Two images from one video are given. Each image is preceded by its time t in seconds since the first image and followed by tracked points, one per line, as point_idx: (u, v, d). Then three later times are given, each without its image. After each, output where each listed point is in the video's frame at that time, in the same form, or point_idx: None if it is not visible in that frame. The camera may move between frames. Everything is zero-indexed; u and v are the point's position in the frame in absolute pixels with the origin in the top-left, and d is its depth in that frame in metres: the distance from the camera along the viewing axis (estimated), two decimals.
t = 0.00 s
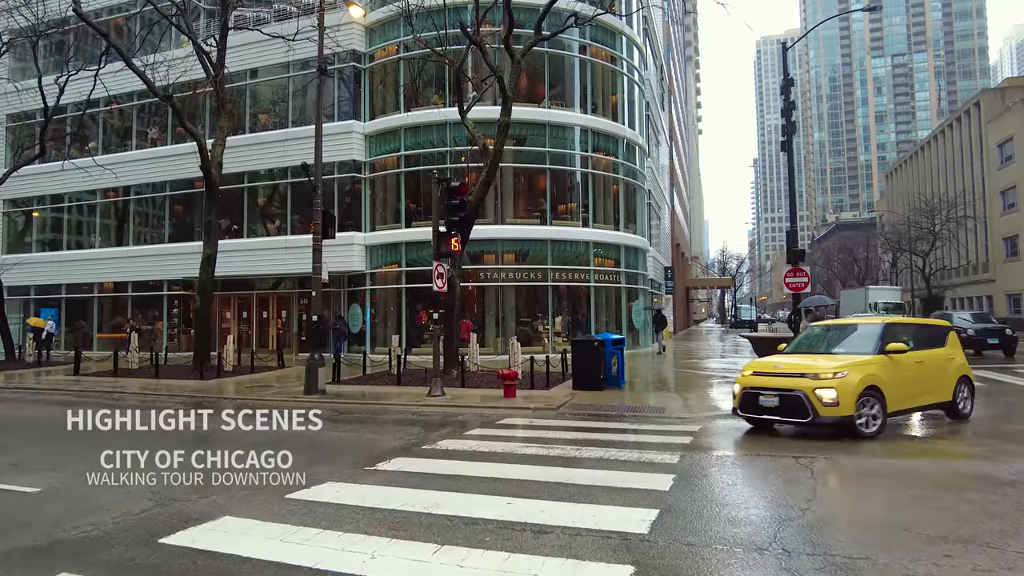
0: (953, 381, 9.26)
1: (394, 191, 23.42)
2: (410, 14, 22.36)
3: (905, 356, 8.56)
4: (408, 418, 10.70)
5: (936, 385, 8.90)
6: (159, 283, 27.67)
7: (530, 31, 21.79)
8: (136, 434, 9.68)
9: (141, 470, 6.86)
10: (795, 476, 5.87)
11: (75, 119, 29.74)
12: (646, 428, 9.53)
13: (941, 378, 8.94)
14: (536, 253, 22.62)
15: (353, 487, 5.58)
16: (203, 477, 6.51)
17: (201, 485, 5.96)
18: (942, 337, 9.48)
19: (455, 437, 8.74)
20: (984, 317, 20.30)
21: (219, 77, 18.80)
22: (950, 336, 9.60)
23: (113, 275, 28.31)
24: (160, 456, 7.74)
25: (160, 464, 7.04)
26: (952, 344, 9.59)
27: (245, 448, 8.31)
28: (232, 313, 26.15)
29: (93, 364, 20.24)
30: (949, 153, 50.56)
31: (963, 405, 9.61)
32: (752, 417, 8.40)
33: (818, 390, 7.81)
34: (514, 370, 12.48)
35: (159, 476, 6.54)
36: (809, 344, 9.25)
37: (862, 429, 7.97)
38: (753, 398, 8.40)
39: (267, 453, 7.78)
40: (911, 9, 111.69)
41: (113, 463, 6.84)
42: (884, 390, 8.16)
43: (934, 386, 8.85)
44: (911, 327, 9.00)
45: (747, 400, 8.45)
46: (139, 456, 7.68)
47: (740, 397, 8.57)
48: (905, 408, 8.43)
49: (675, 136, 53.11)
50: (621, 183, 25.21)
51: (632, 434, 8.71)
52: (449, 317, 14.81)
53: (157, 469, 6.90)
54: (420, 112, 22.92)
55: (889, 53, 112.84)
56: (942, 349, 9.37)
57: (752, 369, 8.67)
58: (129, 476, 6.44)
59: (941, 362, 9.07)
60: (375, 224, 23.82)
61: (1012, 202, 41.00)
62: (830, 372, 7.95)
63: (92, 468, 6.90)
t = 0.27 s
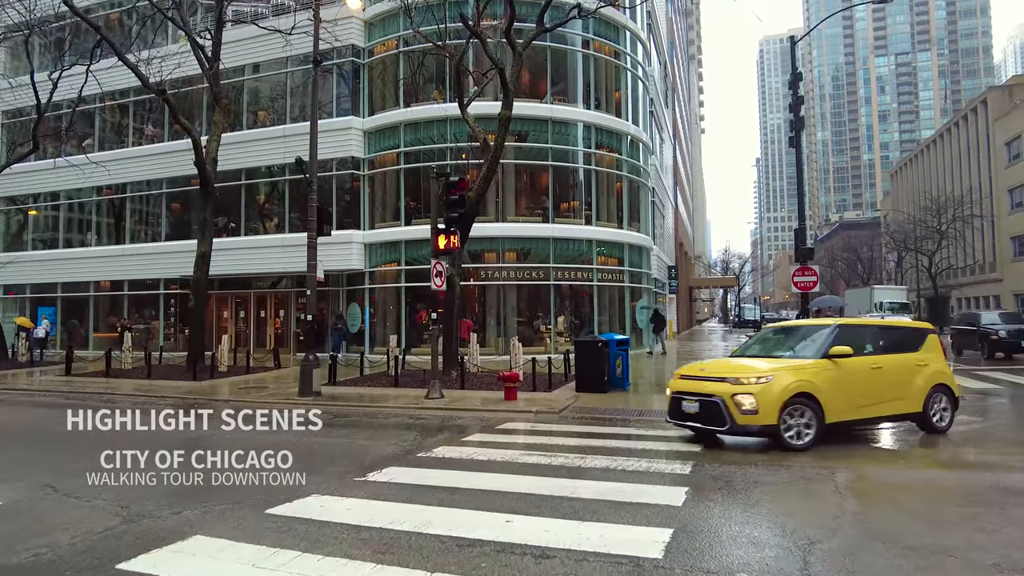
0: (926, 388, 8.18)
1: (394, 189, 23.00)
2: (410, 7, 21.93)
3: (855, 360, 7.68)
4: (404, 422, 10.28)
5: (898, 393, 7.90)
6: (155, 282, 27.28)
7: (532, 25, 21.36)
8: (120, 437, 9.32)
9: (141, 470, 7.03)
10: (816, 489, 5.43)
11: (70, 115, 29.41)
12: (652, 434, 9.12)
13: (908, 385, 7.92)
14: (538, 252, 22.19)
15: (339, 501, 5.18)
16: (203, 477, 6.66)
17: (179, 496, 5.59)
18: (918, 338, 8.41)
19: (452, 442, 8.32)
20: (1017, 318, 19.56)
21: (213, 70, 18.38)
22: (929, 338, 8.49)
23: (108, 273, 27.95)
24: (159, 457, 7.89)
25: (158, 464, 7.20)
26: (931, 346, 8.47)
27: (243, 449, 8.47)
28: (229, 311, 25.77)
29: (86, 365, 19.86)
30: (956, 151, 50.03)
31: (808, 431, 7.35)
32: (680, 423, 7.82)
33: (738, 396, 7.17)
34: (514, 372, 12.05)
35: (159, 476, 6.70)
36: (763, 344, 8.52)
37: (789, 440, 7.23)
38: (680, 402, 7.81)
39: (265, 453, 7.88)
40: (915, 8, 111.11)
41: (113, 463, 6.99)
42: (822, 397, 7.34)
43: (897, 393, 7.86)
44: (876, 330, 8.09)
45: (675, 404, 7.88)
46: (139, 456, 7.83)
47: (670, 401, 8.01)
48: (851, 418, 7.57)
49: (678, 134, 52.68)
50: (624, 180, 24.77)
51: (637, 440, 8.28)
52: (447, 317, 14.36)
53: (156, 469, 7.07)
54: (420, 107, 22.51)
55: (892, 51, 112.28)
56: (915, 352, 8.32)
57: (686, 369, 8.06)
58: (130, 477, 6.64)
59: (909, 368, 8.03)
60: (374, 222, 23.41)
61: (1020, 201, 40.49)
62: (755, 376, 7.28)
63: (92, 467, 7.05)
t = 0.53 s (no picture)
0: (878, 397, 7.25)
1: (392, 185, 22.58)
2: None
3: (778, 365, 6.94)
4: (398, 426, 9.83)
5: (836, 402, 7.05)
6: (150, 280, 26.90)
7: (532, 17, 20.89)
8: (103, 442, 8.94)
9: (141, 470, 7.05)
10: (840, 502, 4.96)
11: (64, 112, 29.09)
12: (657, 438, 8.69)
13: (848, 394, 7.05)
14: (539, 249, 21.75)
15: (318, 517, 4.75)
16: (203, 477, 6.63)
17: (147, 510, 5.18)
18: (873, 340, 7.48)
19: (446, 447, 7.88)
20: None
21: (206, 62, 17.93)
22: (889, 341, 7.51)
23: (103, 271, 27.58)
24: (160, 456, 7.87)
25: (161, 463, 7.23)
26: (891, 349, 7.50)
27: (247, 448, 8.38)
28: (226, 310, 25.39)
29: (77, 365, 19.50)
30: (963, 148, 49.44)
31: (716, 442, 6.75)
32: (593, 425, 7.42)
33: (633, 402, 6.68)
34: (514, 373, 11.61)
35: (160, 476, 6.71)
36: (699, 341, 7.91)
37: (688, 451, 6.66)
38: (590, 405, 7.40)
39: (266, 453, 7.81)
40: (919, 5, 110.46)
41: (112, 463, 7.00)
42: (731, 405, 6.70)
43: (833, 402, 7.02)
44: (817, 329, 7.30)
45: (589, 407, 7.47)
46: (139, 456, 7.80)
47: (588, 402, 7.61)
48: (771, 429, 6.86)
49: (681, 132, 52.21)
50: (627, 176, 24.31)
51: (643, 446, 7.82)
52: (445, 316, 13.91)
53: (158, 468, 7.10)
54: (418, 102, 22.09)
55: (896, 49, 111.63)
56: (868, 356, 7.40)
57: (602, 368, 7.57)
58: (131, 477, 6.68)
59: (852, 374, 7.14)
60: (372, 220, 22.99)
61: None
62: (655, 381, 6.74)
63: (92, 467, 7.08)
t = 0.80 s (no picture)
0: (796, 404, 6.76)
1: (391, 180, 22.14)
2: None
3: (677, 369, 6.60)
4: (394, 429, 9.43)
5: (744, 409, 6.62)
6: (147, 278, 26.53)
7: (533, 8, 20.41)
8: (86, 444, 8.57)
9: (141, 470, 7.02)
10: (870, 516, 4.54)
11: (59, 107, 28.73)
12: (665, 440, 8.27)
13: (758, 400, 6.64)
14: (541, 246, 21.32)
15: (299, 532, 4.34)
16: (202, 477, 6.60)
17: (117, 524, 4.79)
18: (796, 343, 6.98)
19: (443, 452, 7.47)
20: None
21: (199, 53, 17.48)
22: (816, 344, 6.98)
23: (99, 269, 27.21)
24: (160, 455, 7.80)
25: (163, 463, 7.22)
26: (819, 353, 6.98)
27: (247, 448, 8.35)
28: (223, 309, 25.03)
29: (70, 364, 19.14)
30: (971, 144, 48.84)
31: (600, 448, 6.47)
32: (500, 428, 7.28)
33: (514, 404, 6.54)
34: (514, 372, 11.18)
35: (159, 477, 6.68)
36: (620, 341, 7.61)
37: (570, 457, 6.44)
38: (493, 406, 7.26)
39: (266, 453, 7.75)
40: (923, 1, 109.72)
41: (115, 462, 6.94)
42: (617, 409, 6.44)
43: (739, 408, 6.61)
44: (729, 328, 6.90)
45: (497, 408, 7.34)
46: (139, 455, 7.71)
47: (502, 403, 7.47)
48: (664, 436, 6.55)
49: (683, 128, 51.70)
50: (631, 172, 23.86)
51: (652, 451, 7.40)
52: (444, 315, 13.49)
53: (158, 468, 7.07)
54: (418, 96, 21.65)
55: (899, 46, 110.91)
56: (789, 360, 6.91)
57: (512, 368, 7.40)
58: (130, 477, 6.66)
59: (763, 378, 6.69)
60: (371, 216, 22.57)
61: None
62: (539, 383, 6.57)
63: (92, 467, 7.03)
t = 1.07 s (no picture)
0: (690, 413, 6.16)
1: (390, 177, 21.71)
2: None
3: (552, 373, 6.18)
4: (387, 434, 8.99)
5: (628, 418, 6.11)
6: (142, 278, 26.13)
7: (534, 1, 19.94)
8: (66, 450, 8.20)
9: (140, 470, 7.06)
10: (902, 540, 4.09)
11: (54, 104, 28.42)
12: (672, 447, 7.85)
13: (642, 407, 6.11)
14: (542, 244, 20.88)
15: (271, 558, 3.95)
16: (202, 477, 6.71)
17: (76, 547, 4.38)
18: (696, 345, 6.38)
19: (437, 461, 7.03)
20: None
21: (191, 47, 17.05)
22: (719, 347, 6.35)
23: (94, 268, 26.84)
24: (161, 455, 7.87)
25: (163, 463, 7.31)
26: (723, 357, 6.35)
27: (238, 452, 8.14)
28: (219, 309, 24.60)
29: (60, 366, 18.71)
30: (978, 142, 48.25)
31: (466, 456, 6.12)
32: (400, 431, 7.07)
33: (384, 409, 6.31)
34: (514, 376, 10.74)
35: (159, 476, 6.75)
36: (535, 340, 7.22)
37: (437, 467, 6.13)
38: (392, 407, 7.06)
39: (266, 453, 7.82)
40: None
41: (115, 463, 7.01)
42: (484, 415, 6.09)
43: (619, 416, 6.11)
44: (617, 329, 6.41)
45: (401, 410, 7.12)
46: (139, 456, 7.76)
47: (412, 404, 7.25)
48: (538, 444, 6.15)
49: (687, 127, 51.29)
50: (634, 169, 23.39)
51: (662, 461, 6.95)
52: (442, 315, 13.06)
53: (158, 468, 7.12)
54: (416, 91, 21.24)
55: (903, 44, 110.27)
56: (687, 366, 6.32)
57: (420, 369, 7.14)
58: (130, 476, 6.71)
59: (651, 384, 6.15)
60: (369, 214, 22.14)
61: None
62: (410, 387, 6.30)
63: (93, 467, 7.10)
